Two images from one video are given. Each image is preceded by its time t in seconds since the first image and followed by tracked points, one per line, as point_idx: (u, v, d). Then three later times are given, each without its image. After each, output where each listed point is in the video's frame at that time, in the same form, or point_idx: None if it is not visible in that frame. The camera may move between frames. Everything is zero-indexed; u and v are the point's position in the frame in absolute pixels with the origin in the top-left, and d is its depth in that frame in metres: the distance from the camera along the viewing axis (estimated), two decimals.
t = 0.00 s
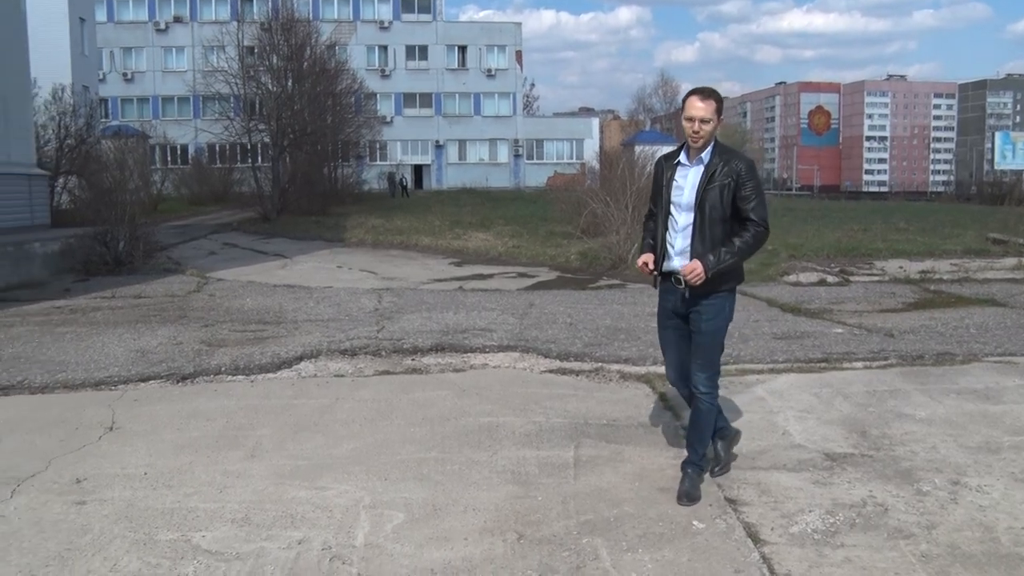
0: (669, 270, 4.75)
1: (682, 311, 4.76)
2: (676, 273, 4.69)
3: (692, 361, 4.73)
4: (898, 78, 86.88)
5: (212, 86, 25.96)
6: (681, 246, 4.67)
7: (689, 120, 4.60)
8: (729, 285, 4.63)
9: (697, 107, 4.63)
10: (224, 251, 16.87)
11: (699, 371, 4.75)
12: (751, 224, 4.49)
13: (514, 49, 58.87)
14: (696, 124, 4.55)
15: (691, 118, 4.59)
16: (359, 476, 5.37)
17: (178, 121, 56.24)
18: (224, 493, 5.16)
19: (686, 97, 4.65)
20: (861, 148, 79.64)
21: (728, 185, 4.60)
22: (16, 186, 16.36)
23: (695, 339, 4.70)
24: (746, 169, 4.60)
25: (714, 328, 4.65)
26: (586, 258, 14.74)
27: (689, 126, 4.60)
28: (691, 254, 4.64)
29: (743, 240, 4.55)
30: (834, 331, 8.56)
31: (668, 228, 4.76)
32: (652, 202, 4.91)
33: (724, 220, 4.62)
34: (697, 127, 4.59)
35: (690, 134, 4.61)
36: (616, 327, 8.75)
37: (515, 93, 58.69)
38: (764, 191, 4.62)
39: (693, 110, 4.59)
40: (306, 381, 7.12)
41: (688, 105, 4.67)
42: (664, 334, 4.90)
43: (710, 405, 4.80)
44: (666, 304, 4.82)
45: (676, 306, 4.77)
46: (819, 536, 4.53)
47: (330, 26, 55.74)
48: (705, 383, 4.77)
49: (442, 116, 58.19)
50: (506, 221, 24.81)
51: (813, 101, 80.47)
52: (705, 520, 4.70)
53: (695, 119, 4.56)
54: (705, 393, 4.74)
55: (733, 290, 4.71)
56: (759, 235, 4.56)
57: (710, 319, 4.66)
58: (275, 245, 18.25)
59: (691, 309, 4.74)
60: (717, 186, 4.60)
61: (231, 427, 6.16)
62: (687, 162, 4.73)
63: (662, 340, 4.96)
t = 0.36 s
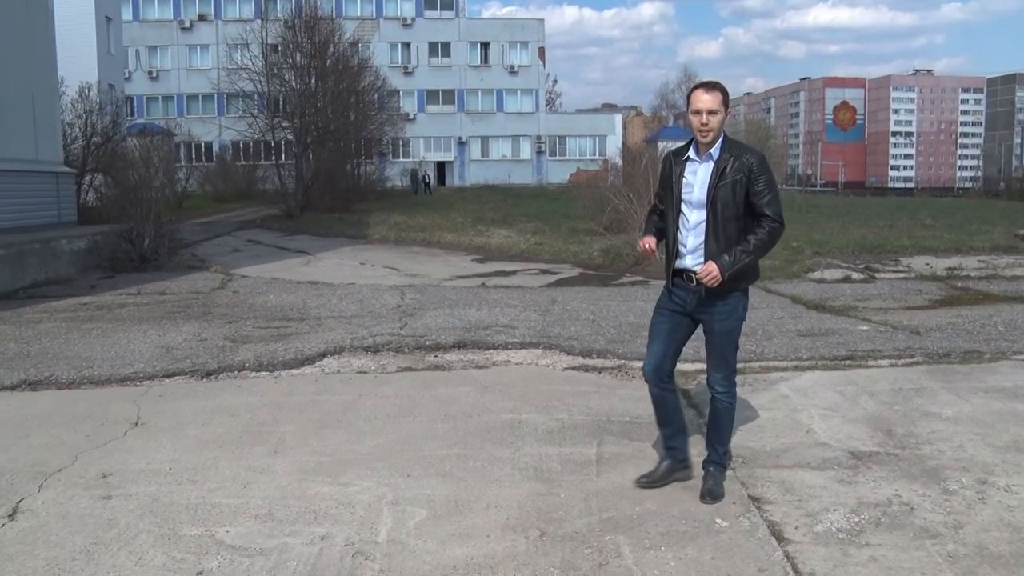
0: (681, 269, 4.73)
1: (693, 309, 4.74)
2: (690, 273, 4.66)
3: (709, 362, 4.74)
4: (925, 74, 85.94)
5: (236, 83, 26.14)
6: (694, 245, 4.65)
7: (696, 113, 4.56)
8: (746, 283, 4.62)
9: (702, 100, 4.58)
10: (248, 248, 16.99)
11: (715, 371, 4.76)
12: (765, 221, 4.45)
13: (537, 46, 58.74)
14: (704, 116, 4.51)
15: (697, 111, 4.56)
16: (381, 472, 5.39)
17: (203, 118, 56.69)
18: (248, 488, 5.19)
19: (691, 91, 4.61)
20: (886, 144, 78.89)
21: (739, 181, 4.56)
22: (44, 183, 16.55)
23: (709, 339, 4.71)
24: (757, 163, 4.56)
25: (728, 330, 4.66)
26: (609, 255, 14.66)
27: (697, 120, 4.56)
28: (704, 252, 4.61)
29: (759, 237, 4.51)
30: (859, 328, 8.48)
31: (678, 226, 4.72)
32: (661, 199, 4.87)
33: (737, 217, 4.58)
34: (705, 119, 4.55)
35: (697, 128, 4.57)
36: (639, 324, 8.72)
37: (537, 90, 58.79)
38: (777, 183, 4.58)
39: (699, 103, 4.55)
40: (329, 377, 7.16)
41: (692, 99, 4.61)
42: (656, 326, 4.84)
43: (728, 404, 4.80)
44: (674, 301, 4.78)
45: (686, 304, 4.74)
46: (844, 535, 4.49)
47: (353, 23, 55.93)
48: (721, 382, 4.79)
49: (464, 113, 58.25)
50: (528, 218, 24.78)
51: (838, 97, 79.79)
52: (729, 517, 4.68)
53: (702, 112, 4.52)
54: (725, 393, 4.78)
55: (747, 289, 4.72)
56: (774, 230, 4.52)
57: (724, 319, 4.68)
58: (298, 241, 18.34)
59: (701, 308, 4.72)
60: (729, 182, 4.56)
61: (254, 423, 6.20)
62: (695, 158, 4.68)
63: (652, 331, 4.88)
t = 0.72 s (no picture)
0: (669, 272, 4.64)
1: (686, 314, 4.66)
2: (677, 274, 4.58)
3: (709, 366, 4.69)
4: (942, 70, 85.43)
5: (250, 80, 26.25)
6: (682, 246, 4.57)
7: (678, 109, 4.56)
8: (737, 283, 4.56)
9: (684, 97, 4.58)
10: (262, 244, 17.03)
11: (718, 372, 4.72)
12: (753, 215, 4.40)
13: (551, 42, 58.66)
14: (685, 112, 4.52)
15: (680, 108, 4.56)
16: (394, 469, 5.39)
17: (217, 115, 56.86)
18: (261, 484, 5.21)
19: (672, 89, 4.62)
20: (902, 141, 78.45)
21: (725, 178, 4.52)
22: (59, 179, 16.63)
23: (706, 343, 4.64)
24: (742, 160, 4.53)
25: (725, 332, 4.60)
26: (623, 251, 14.63)
27: (680, 117, 4.55)
28: (691, 252, 4.54)
29: (747, 233, 4.45)
30: (874, 326, 8.43)
31: (664, 226, 4.65)
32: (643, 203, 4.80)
33: (724, 215, 4.54)
34: (688, 115, 4.55)
35: (681, 124, 4.56)
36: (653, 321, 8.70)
37: (551, 86, 58.71)
38: (762, 180, 4.55)
39: (680, 100, 4.55)
40: (342, 373, 7.17)
41: (675, 97, 4.61)
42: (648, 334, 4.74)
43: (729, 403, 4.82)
44: (663, 306, 4.69)
45: (677, 309, 4.65)
46: (858, 535, 4.47)
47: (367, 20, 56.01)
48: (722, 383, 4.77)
49: (477, 110, 58.26)
50: (541, 215, 24.76)
51: (853, 93, 79.45)
52: (742, 516, 4.66)
53: (684, 106, 4.53)
54: (726, 393, 4.79)
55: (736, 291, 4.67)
56: (762, 226, 4.47)
57: (718, 322, 4.62)
58: (311, 237, 18.37)
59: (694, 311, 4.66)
60: (714, 179, 4.52)
61: (268, 419, 6.21)
62: (679, 157, 4.64)
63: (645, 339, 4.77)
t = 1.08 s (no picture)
0: (640, 266, 4.54)
1: (657, 310, 4.54)
2: (650, 269, 4.48)
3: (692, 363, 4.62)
4: (961, 69, 84.92)
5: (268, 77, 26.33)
6: (654, 240, 4.47)
7: (647, 101, 4.41)
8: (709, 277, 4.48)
9: (654, 88, 4.43)
10: (278, 241, 17.08)
11: (702, 365, 4.65)
12: (726, 210, 4.31)
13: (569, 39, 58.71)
14: (654, 104, 4.37)
15: (649, 100, 4.41)
16: (411, 466, 5.40)
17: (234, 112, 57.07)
18: (278, 480, 5.23)
19: (640, 80, 4.47)
20: (921, 140, 77.94)
21: (697, 171, 4.41)
22: (78, 175, 16.73)
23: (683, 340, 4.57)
24: (714, 152, 4.42)
25: (701, 327, 4.52)
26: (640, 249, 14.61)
27: (649, 109, 4.41)
28: (664, 246, 4.45)
29: (720, 228, 4.37)
30: (892, 326, 8.37)
31: (634, 219, 4.53)
32: (612, 194, 4.65)
33: (696, 208, 4.44)
34: (657, 107, 4.41)
35: (651, 117, 4.42)
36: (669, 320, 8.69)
37: (568, 84, 58.58)
38: (734, 172, 4.46)
39: (649, 91, 4.41)
40: (359, 370, 7.18)
41: (644, 87, 4.46)
42: (628, 335, 4.64)
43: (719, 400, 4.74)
44: (637, 302, 4.58)
45: (651, 304, 4.54)
46: (876, 536, 4.44)
47: (385, 18, 56.13)
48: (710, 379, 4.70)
49: (494, 107, 58.22)
50: (558, 212, 24.74)
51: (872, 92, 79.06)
52: (759, 516, 4.64)
53: (654, 99, 4.38)
54: (713, 389, 4.69)
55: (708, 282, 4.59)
56: (735, 219, 4.40)
57: (694, 317, 4.53)
58: (328, 234, 18.44)
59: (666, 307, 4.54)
60: (686, 172, 4.41)
61: (285, 415, 6.23)
62: (649, 149, 4.51)
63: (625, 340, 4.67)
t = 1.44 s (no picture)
0: (631, 266, 4.44)
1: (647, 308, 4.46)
2: (641, 268, 4.40)
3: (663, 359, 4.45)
4: (985, 67, 84.26)
5: (288, 75, 26.43)
6: (645, 239, 4.39)
7: (632, 101, 4.33)
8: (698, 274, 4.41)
9: (638, 87, 4.36)
10: (297, 238, 17.17)
11: (673, 366, 4.46)
12: (715, 205, 4.26)
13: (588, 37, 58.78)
14: (641, 104, 4.29)
15: (633, 100, 4.33)
16: (430, 463, 5.41)
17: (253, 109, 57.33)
18: (296, 476, 5.25)
19: (625, 80, 4.39)
20: (942, 138, 77.28)
21: (686, 168, 4.34)
22: (100, 172, 16.87)
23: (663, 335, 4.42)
24: (700, 148, 4.37)
25: (680, 320, 4.38)
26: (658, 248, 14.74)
27: (635, 109, 4.33)
28: (655, 245, 4.37)
29: (710, 225, 4.32)
30: (913, 326, 8.31)
31: (624, 219, 4.45)
32: (602, 197, 4.57)
33: (685, 205, 4.38)
34: (643, 106, 4.33)
35: (637, 116, 4.34)
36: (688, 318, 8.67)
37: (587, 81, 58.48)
38: (721, 169, 4.41)
39: (634, 91, 4.33)
40: (378, 367, 7.20)
41: (628, 87, 4.38)
42: (628, 337, 4.58)
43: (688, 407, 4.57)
44: (629, 303, 4.50)
45: (641, 303, 4.44)
46: (897, 537, 4.40)
47: (404, 15, 56.27)
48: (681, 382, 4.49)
49: (513, 105, 58.21)
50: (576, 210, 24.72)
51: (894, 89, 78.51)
52: (778, 516, 4.61)
53: (640, 98, 4.30)
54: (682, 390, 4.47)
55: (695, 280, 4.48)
56: (724, 215, 4.35)
57: (676, 312, 4.40)
58: (347, 232, 18.49)
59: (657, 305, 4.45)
60: (674, 170, 4.34)
61: (304, 412, 6.26)
62: (635, 149, 4.43)
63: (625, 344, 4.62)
